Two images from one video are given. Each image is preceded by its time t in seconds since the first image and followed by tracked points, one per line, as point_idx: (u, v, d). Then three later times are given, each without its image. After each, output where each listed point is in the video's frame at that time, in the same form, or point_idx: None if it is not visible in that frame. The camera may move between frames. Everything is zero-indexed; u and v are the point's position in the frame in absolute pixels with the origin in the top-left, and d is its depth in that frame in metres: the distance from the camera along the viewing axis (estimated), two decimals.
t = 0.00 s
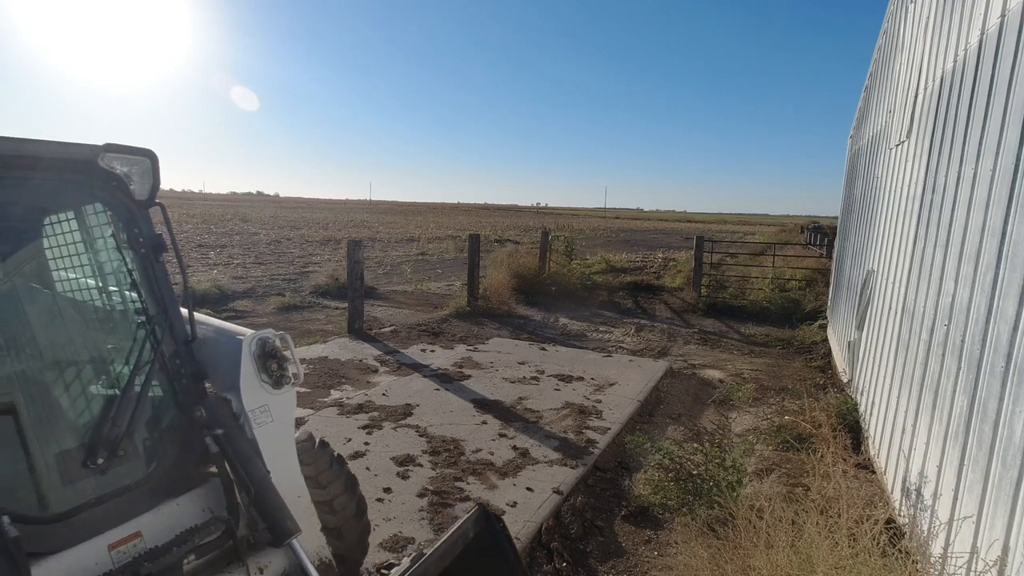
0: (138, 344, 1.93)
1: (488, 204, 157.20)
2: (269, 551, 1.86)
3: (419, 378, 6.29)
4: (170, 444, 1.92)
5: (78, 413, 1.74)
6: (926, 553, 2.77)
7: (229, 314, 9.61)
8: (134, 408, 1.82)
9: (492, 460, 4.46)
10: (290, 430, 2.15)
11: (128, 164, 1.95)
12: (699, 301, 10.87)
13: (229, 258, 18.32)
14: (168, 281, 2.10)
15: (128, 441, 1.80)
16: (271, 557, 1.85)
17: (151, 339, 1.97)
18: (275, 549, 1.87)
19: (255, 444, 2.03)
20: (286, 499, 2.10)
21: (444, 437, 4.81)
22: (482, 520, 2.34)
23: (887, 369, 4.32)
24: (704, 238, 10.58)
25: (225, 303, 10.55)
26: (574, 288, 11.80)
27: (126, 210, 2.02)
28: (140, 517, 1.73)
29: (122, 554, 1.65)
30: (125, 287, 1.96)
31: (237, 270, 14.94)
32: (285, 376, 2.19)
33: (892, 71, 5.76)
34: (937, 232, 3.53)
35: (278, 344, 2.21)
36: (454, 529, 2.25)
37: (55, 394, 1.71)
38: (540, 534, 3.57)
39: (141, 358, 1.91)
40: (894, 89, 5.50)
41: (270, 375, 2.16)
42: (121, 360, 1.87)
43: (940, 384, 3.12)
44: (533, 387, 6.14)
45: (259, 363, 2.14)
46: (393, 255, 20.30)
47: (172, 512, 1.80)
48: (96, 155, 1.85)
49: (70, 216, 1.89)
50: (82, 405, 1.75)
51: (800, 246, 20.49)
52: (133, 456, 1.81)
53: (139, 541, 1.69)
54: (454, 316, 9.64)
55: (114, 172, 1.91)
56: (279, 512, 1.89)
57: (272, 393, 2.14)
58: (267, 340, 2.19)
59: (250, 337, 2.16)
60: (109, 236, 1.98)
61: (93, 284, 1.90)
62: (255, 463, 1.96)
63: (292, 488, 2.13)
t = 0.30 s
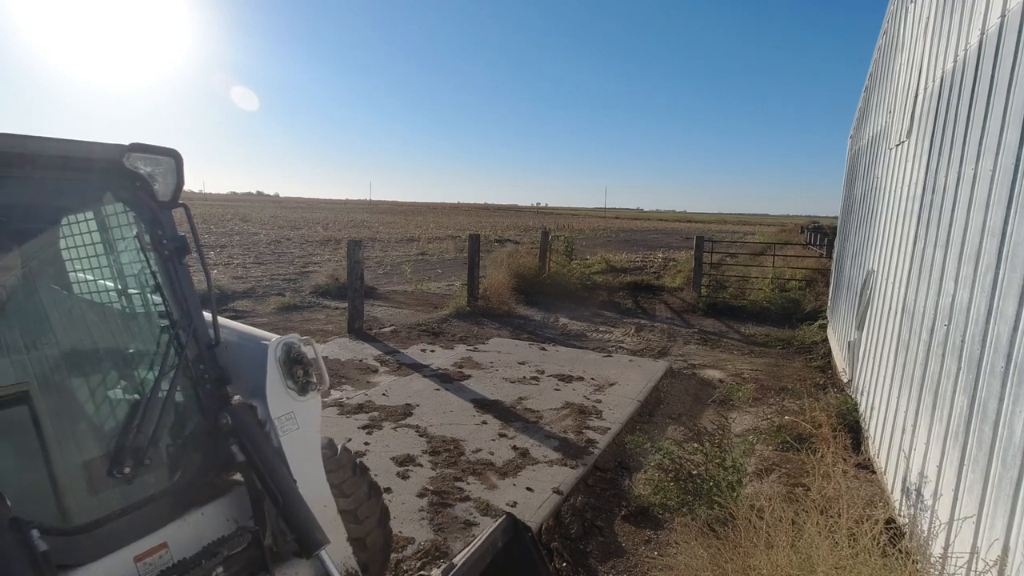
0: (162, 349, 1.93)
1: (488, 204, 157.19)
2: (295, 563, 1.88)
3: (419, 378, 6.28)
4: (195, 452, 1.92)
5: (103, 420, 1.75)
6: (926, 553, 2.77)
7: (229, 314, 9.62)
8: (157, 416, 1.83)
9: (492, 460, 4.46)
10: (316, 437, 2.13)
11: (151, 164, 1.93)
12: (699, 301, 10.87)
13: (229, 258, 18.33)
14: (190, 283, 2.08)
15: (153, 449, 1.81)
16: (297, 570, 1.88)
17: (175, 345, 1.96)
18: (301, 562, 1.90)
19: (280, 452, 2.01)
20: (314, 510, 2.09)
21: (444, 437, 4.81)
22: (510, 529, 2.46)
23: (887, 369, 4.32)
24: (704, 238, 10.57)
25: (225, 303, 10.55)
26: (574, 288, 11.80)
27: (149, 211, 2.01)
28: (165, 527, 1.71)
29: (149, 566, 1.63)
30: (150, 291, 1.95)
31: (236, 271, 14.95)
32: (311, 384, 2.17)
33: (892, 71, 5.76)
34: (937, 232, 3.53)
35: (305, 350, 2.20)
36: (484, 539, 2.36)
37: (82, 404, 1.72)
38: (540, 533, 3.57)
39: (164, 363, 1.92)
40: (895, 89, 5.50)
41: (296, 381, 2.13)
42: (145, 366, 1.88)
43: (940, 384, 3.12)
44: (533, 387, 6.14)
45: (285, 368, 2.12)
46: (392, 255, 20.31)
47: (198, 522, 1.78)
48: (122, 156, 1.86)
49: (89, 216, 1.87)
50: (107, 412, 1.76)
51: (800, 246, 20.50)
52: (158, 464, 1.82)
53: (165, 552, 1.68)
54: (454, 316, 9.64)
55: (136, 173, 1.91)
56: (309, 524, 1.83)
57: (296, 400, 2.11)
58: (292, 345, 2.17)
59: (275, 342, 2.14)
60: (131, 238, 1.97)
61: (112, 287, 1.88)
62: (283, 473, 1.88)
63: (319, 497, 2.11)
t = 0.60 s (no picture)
0: (189, 354, 1.91)
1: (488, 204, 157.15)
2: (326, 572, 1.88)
3: (419, 378, 6.28)
4: (222, 459, 1.92)
5: (131, 427, 1.72)
6: (926, 554, 2.77)
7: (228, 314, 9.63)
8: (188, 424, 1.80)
9: (492, 460, 4.47)
10: (345, 444, 2.13)
11: (178, 164, 1.93)
12: (699, 301, 10.86)
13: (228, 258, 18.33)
14: (215, 285, 2.05)
15: (182, 458, 1.78)
16: None
17: (202, 352, 1.93)
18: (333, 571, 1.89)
19: (310, 459, 2.02)
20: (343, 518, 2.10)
21: (444, 437, 4.81)
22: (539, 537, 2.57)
23: (888, 369, 4.32)
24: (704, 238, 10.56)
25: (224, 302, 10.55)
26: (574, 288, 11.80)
27: (175, 212, 1.98)
28: (195, 537, 1.73)
29: None
30: (174, 295, 1.93)
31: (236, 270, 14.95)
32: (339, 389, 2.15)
33: (892, 71, 5.76)
34: (937, 232, 3.53)
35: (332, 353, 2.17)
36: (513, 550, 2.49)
37: (110, 412, 1.68)
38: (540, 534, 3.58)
39: (191, 370, 1.89)
40: (895, 89, 5.50)
41: (325, 386, 2.11)
42: (173, 372, 1.85)
43: (940, 384, 3.12)
44: (533, 387, 6.13)
45: (313, 373, 2.10)
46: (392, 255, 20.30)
47: (226, 532, 1.81)
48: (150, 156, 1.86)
49: (110, 217, 1.83)
50: (135, 419, 1.73)
51: (801, 245, 20.49)
52: (186, 472, 1.80)
53: (194, 563, 1.69)
54: (454, 315, 9.64)
55: (163, 173, 1.91)
56: (342, 534, 1.84)
57: (325, 406, 2.10)
58: (320, 349, 2.14)
59: (303, 346, 2.12)
60: (157, 240, 1.94)
61: (133, 290, 1.86)
62: (312, 482, 1.90)
63: (348, 505, 2.12)
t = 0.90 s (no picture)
0: (216, 360, 1.82)
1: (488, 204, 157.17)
2: None
3: (419, 378, 6.27)
4: (249, 467, 1.84)
5: (158, 436, 1.63)
6: (927, 554, 2.77)
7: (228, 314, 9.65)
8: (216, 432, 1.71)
9: (492, 460, 4.47)
10: (371, 450, 2.08)
11: (203, 165, 1.84)
12: (699, 301, 10.87)
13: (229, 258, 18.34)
14: (240, 288, 1.95)
15: (211, 467, 1.70)
16: None
17: (229, 356, 1.85)
18: None
19: (339, 467, 1.95)
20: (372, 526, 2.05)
21: (444, 437, 4.81)
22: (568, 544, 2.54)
23: (888, 369, 4.32)
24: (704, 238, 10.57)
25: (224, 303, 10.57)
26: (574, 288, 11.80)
27: (200, 214, 1.87)
28: (224, 548, 1.65)
29: None
30: (195, 299, 1.83)
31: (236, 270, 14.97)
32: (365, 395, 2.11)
33: (892, 71, 5.76)
34: (937, 233, 3.53)
35: (360, 359, 2.12)
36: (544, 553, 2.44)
37: (138, 420, 1.59)
38: (540, 534, 3.58)
39: (218, 375, 1.81)
40: (895, 89, 5.50)
41: (351, 392, 2.07)
42: (200, 379, 1.77)
43: (940, 385, 3.12)
44: (533, 387, 6.13)
45: (340, 380, 2.05)
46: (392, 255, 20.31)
47: (254, 541, 1.73)
48: (178, 159, 1.76)
49: (130, 220, 1.72)
50: (163, 427, 1.65)
51: (801, 245, 20.50)
52: (215, 481, 1.71)
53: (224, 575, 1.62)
54: (453, 316, 9.64)
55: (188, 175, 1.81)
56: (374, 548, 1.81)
57: (352, 412, 2.05)
58: (345, 355, 2.10)
59: (329, 351, 2.07)
60: (183, 242, 1.84)
61: (153, 294, 1.75)
62: (343, 493, 1.85)
63: (376, 513, 2.07)
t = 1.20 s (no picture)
0: (240, 368, 1.77)
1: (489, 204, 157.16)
2: None
3: (419, 378, 6.28)
4: (275, 477, 1.78)
5: (184, 445, 1.55)
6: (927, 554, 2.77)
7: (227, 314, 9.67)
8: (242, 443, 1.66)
9: (492, 460, 4.47)
10: (396, 458, 2.06)
11: (227, 168, 1.80)
12: (699, 301, 10.88)
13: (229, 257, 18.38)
14: (262, 293, 1.92)
15: (237, 477, 1.64)
16: None
17: (251, 361, 1.80)
18: None
19: (365, 476, 1.91)
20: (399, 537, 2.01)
21: (444, 437, 4.81)
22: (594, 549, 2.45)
23: (887, 369, 4.32)
24: (704, 238, 10.57)
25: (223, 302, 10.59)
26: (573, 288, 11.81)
27: (221, 217, 1.83)
28: (251, 559, 1.59)
29: None
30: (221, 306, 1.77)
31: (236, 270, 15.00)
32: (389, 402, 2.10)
33: (892, 72, 5.76)
34: (937, 233, 3.53)
35: (383, 366, 2.11)
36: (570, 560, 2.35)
37: (165, 429, 1.52)
38: (540, 534, 3.58)
39: (241, 382, 1.75)
40: (895, 90, 5.50)
41: (377, 400, 2.07)
42: (226, 388, 1.71)
43: (940, 385, 3.12)
44: (533, 387, 6.14)
45: (365, 386, 2.04)
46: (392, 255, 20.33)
47: (280, 553, 1.67)
48: (201, 162, 1.72)
49: (147, 222, 1.64)
50: (188, 436, 1.57)
51: (800, 245, 20.51)
52: (240, 492, 1.65)
53: None
54: (454, 315, 9.65)
55: (212, 178, 1.79)
56: (402, 558, 1.76)
57: (377, 419, 2.04)
58: (369, 361, 2.08)
59: (353, 356, 2.05)
60: (204, 244, 1.78)
61: (172, 298, 1.68)
62: (369, 502, 1.81)
63: (402, 523, 2.03)
